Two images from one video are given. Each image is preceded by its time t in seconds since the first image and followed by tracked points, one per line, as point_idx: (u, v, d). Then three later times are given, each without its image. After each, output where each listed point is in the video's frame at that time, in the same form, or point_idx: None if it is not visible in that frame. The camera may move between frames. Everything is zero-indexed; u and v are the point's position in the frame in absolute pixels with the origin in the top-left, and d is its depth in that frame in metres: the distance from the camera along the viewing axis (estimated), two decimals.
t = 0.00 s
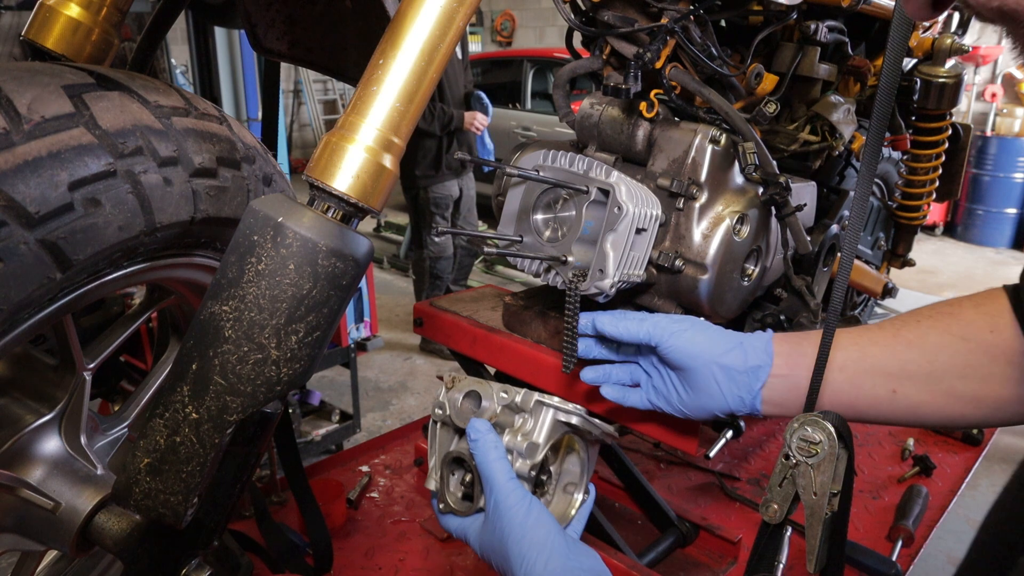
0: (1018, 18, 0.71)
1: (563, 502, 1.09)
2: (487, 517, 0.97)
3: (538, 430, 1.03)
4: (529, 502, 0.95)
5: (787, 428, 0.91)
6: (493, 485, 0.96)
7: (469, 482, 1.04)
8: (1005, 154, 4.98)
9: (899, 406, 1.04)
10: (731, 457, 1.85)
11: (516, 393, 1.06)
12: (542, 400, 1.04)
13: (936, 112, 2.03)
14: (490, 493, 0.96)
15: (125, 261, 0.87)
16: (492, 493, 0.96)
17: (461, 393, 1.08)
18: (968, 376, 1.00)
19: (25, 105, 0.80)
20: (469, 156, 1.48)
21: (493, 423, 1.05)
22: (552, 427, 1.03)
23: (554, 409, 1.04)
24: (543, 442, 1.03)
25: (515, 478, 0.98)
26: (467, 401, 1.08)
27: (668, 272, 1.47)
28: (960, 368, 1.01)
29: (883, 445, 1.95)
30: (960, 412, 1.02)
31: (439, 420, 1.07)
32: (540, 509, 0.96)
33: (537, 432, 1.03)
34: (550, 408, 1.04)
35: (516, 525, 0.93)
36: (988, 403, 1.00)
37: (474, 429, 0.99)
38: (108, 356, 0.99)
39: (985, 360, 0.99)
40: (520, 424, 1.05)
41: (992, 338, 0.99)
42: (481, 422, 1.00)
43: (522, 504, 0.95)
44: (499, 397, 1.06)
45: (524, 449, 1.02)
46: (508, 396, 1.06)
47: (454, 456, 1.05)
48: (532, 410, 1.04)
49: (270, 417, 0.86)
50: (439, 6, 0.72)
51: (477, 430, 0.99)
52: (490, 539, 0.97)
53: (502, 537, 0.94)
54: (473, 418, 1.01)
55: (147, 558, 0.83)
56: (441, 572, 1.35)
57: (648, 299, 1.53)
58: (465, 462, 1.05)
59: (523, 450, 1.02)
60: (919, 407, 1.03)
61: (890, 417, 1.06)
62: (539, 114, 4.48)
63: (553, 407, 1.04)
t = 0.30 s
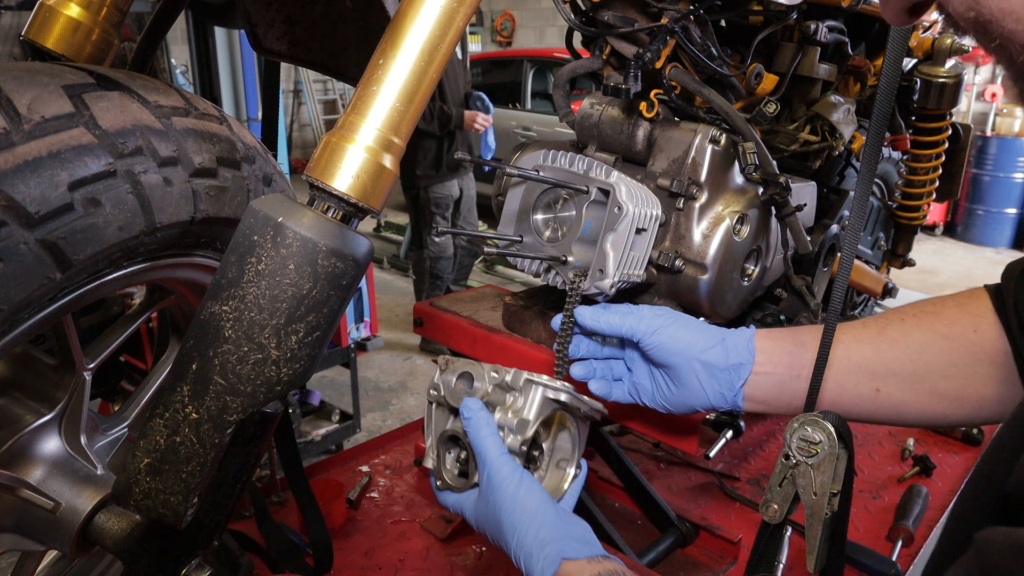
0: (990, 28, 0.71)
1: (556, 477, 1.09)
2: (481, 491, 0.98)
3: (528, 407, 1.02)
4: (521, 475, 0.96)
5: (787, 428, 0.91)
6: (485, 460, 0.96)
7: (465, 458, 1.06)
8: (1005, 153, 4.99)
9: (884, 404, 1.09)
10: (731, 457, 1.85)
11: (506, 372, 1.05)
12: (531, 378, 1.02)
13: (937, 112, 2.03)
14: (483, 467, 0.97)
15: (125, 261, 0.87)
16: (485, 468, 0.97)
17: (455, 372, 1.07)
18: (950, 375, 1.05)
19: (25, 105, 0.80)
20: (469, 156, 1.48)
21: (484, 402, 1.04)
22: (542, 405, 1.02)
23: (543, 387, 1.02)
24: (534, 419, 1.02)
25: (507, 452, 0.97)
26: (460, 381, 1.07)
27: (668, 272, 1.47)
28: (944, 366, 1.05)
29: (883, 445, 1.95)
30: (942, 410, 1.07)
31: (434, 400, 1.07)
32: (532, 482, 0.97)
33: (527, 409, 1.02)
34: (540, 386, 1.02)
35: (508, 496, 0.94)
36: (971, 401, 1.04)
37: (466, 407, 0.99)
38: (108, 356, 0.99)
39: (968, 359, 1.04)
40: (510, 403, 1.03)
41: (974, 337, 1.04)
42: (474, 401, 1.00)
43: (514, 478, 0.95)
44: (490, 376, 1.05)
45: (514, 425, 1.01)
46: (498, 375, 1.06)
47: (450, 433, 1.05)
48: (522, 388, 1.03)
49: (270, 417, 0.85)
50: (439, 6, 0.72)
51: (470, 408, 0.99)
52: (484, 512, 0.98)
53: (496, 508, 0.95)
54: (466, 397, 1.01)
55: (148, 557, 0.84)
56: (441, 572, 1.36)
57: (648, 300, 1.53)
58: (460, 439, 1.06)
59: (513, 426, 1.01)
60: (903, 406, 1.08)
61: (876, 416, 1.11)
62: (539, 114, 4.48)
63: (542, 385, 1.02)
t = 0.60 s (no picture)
0: (989, 20, 0.72)
1: (547, 454, 1.09)
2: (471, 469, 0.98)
3: (519, 384, 1.00)
4: (511, 452, 0.95)
5: (787, 428, 0.91)
6: (476, 438, 0.95)
7: (455, 437, 1.04)
8: (1005, 153, 4.99)
9: (881, 407, 1.10)
10: (730, 457, 1.85)
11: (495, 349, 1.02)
12: (522, 355, 1.00)
13: (937, 112, 2.03)
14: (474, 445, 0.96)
15: (125, 261, 0.87)
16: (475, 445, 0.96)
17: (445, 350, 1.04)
18: (949, 377, 1.05)
19: (25, 105, 0.80)
20: (469, 156, 1.48)
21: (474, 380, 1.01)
22: (532, 381, 0.99)
23: (533, 363, 1.00)
24: (524, 396, 0.99)
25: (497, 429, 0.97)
26: (451, 360, 1.04)
27: (668, 273, 1.47)
28: (942, 369, 1.06)
29: (883, 445, 1.94)
30: (940, 412, 1.07)
31: (425, 378, 1.04)
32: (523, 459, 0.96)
33: (517, 386, 1.00)
34: (530, 363, 1.00)
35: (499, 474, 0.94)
36: (969, 403, 1.04)
37: (456, 384, 0.98)
38: (108, 356, 0.99)
39: (967, 361, 1.03)
40: (500, 380, 1.00)
41: (972, 339, 1.04)
42: (463, 378, 0.98)
43: (506, 456, 0.95)
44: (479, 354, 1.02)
45: (504, 403, 0.99)
46: (489, 352, 1.02)
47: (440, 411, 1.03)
48: (512, 365, 1.00)
49: (269, 418, 0.85)
50: (439, 6, 0.72)
51: (460, 385, 0.97)
52: (474, 490, 0.98)
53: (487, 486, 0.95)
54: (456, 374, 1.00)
55: (148, 558, 0.84)
56: (441, 572, 1.36)
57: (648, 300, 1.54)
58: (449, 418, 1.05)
59: (504, 404, 0.99)
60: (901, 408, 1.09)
61: (874, 418, 1.12)
62: (539, 114, 4.48)
63: (532, 361, 1.00)
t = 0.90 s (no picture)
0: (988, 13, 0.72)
1: (536, 440, 1.08)
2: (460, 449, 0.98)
3: (512, 365, 0.98)
4: (501, 434, 0.96)
5: (787, 428, 0.91)
6: (467, 418, 0.95)
7: (444, 416, 1.04)
8: (1005, 154, 4.99)
9: (878, 404, 1.09)
10: (731, 457, 1.85)
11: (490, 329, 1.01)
12: (517, 336, 0.98)
13: (937, 112, 2.03)
14: (464, 424, 0.96)
15: (125, 261, 0.87)
16: (465, 424, 0.96)
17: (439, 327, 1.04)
18: (948, 376, 1.05)
19: (26, 105, 0.80)
20: (469, 156, 1.47)
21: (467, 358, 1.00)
22: (526, 364, 0.98)
23: (528, 346, 0.98)
24: (517, 377, 0.98)
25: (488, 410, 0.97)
26: (444, 338, 1.04)
27: (668, 272, 1.47)
28: (939, 367, 1.06)
29: (883, 445, 1.94)
30: (938, 411, 1.07)
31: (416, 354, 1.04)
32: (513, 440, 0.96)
33: (511, 367, 0.98)
34: (525, 345, 0.98)
35: (489, 454, 0.95)
36: (966, 402, 1.05)
37: (448, 362, 0.97)
38: (108, 356, 0.99)
39: (966, 361, 1.04)
40: (494, 360, 0.99)
41: (969, 337, 1.05)
42: (456, 356, 0.98)
43: (496, 437, 0.95)
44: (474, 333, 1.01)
45: (496, 383, 0.98)
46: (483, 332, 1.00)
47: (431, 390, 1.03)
48: (506, 346, 0.99)
49: (269, 418, 0.85)
50: (439, 6, 0.72)
51: (452, 364, 0.97)
52: (463, 470, 0.98)
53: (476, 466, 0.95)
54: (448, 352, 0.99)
55: (149, 557, 0.84)
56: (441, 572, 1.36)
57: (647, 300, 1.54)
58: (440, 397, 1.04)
59: (496, 384, 0.98)
60: (897, 406, 1.09)
61: (870, 417, 1.11)
62: (539, 114, 4.48)
63: (527, 344, 0.98)
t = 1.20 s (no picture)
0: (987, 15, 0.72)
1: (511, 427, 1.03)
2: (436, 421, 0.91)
3: (500, 343, 0.93)
4: (483, 407, 0.89)
5: (787, 428, 0.91)
6: (449, 388, 0.89)
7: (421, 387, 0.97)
8: (1005, 154, 4.99)
9: (873, 404, 1.09)
10: (731, 457, 1.85)
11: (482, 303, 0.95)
12: (509, 313, 0.93)
13: (937, 112, 2.03)
14: (445, 394, 0.89)
15: (125, 261, 0.87)
16: (445, 394, 0.89)
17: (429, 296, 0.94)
18: (944, 377, 1.05)
19: (25, 105, 0.80)
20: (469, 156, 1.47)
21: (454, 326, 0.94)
22: (515, 344, 0.93)
23: (519, 325, 0.93)
24: (504, 356, 0.93)
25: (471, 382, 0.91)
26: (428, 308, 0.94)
27: (668, 272, 1.47)
28: (935, 367, 1.06)
29: (883, 445, 1.94)
30: (935, 412, 1.07)
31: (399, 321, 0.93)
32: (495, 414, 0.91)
33: (499, 344, 0.93)
34: (516, 324, 0.93)
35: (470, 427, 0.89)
36: (961, 403, 1.04)
37: (434, 329, 0.89)
38: (108, 356, 0.99)
39: (963, 361, 1.04)
40: (481, 334, 0.94)
41: (964, 337, 1.05)
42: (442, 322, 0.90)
43: (479, 409, 0.89)
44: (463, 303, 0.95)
45: (483, 357, 0.93)
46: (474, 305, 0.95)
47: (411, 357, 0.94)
48: (498, 322, 0.94)
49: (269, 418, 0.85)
50: (439, 6, 0.72)
51: (437, 330, 0.89)
52: (437, 443, 0.91)
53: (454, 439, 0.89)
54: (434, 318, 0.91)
55: (149, 556, 0.84)
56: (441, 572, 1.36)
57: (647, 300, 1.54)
58: (417, 366, 0.96)
59: (482, 359, 0.93)
60: (891, 405, 1.08)
61: (869, 417, 1.11)
62: (539, 114, 4.48)
63: (519, 323, 0.93)
